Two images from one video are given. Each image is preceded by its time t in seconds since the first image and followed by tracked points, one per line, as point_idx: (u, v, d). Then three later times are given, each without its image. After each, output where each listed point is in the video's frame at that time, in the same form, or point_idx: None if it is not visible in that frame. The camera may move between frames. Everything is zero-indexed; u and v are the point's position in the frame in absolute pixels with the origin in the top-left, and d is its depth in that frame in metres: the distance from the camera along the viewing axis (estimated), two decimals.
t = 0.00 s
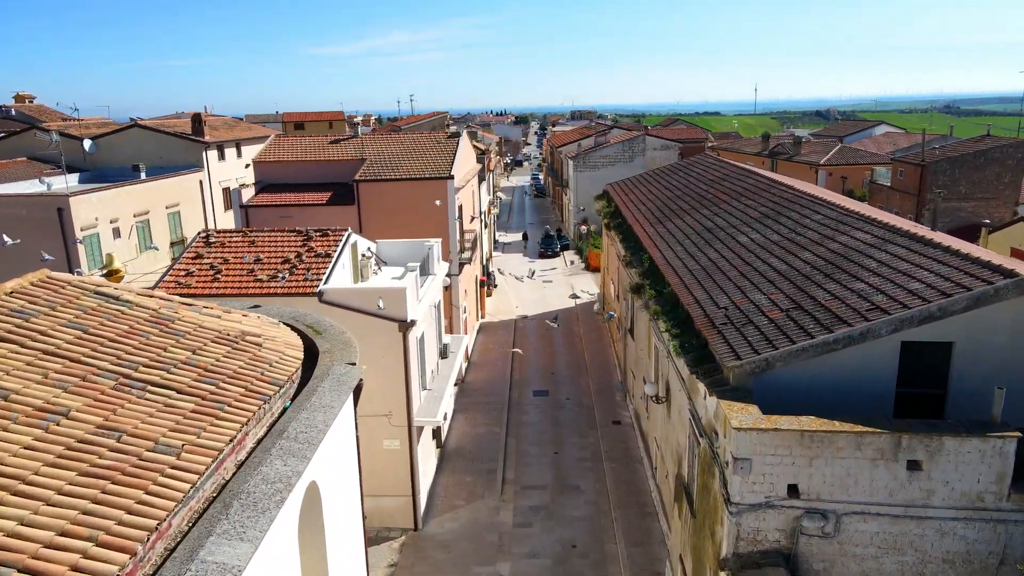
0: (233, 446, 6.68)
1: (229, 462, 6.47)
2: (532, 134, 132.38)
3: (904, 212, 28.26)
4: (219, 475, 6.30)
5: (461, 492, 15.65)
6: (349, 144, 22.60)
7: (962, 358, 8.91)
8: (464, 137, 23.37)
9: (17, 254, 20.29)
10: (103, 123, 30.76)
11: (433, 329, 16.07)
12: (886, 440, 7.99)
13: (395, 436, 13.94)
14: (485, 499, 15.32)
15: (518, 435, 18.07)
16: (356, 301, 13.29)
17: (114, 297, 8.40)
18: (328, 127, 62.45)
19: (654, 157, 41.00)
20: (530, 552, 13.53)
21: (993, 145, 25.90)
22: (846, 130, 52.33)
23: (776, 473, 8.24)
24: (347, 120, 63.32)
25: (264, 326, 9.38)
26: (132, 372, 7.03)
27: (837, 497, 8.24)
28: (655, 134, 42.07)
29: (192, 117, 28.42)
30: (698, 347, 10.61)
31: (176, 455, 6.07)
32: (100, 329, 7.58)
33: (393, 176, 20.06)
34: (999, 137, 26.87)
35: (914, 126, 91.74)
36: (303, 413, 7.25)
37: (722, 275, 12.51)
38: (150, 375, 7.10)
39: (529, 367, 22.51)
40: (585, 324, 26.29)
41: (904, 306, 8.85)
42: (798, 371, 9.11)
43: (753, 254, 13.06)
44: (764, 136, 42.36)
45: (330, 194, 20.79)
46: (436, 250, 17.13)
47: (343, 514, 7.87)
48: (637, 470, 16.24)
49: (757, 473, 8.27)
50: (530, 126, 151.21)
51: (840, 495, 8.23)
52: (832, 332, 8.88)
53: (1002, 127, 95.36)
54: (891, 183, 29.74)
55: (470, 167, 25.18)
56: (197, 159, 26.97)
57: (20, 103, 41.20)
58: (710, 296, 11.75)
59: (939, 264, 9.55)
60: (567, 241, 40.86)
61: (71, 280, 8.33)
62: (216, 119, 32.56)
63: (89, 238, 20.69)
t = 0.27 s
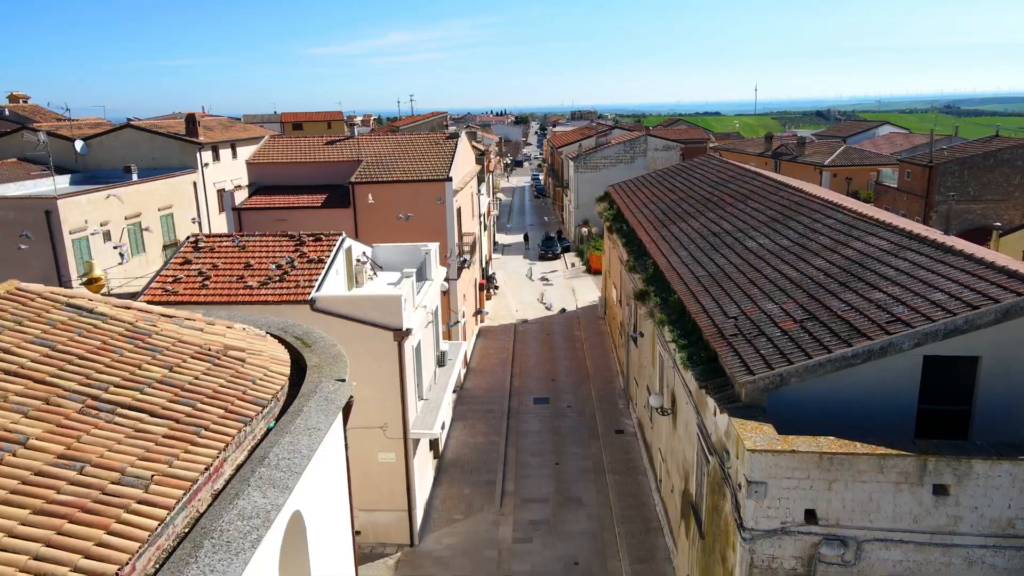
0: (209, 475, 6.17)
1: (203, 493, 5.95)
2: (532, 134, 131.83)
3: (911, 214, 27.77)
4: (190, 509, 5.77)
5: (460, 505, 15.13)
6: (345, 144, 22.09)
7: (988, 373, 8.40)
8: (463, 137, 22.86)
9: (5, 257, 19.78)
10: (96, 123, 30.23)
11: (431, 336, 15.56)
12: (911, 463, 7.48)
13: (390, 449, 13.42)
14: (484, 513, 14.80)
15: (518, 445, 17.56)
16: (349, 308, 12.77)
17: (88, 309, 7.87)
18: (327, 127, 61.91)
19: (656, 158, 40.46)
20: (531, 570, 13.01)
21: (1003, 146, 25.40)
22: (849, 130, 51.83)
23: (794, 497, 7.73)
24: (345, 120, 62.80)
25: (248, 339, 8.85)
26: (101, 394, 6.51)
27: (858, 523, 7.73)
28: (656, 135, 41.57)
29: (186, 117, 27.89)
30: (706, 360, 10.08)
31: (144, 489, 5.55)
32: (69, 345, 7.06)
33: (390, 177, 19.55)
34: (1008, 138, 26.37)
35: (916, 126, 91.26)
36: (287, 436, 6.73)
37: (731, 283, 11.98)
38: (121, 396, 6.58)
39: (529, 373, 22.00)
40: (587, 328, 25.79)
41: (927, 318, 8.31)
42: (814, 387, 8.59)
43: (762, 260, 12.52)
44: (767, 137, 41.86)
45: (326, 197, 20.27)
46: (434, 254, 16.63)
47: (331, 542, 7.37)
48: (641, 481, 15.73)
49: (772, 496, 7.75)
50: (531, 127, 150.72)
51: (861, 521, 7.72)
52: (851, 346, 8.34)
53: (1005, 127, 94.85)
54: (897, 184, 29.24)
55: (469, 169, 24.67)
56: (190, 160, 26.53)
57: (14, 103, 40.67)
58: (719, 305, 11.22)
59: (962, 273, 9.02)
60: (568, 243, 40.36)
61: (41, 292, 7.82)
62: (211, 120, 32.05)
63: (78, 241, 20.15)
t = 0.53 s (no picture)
0: (182, 510, 5.69)
1: (173, 530, 5.47)
2: (533, 134, 131.32)
3: (918, 216, 27.30)
4: (158, 548, 5.28)
5: (458, 519, 14.67)
6: (341, 146, 21.62)
7: (1015, 391, 7.94)
8: (461, 139, 22.39)
9: None
10: (89, 124, 29.76)
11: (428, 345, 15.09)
12: (937, 490, 7.01)
13: (385, 463, 12.95)
14: (483, 528, 14.34)
15: (518, 456, 17.09)
16: (343, 317, 12.30)
17: (60, 324, 7.39)
18: (325, 127, 61.43)
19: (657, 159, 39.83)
20: None
21: (1012, 147, 24.94)
22: (852, 131, 51.39)
23: (811, 524, 7.25)
24: (344, 121, 62.34)
25: (233, 355, 8.37)
26: (67, 419, 6.03)
27: (880, 553, 7.26)
28: (658, 136, 41.10)
29: (180, 118, 27.42)
30: (715, 374, 9.61)
31: (109, 528, 5.07)
32: (35, 365, 6.57)
33: (386, 180, 19.08)
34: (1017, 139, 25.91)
35: (919, 127, 90.78)
36: (269, 464, 6.25)
37: (739, 292, 11.51)
38: (89, 422, 6.09)
39: (529, 379, 21.55)
40: (587, 333, 25.33)
41: (952, 333, 7.84)
42: (830, 406, 8.13)
43: (771, 268, 12.05)
44: (770, 138, 41.39)
45: (321, 200, 19.80)
46: (431, 260, 16.17)
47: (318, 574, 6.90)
48: (644, 494, 15.27)
49: (788, 524, 7.27)
50: (531, 127, 150.30)
51: (883, 551, 7.24)
52: (870, 362, 7.87)
53: (1008, 127, 94.36)
54: (903, 186, 28.78)
55: (468, 171, 24.20)
56: (184, 162, 26.29)
57: (7, 103, 40.16)
58: (728, 316, 10.74)
59: (987, 285, 8.55)
60: (569, 245, 39.90)
61: (10, 306, 7.35)
62: (206, 120, 31.58)
63: (67, 245, 19.68)
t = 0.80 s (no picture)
0: (161, 532, 5.37)
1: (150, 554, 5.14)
2: (533, 134, 130.98)
3: (923, 217, 26.98)
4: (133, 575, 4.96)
5: (456, 528, 14.35)
6: (339, 146, 21.32)
7: None
8: (461, 139, 22.06)
9: None
10: (85, 124, 29.45)
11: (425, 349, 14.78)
12: (957, 507, 6.70)
13: (382, 471, 12.62)
14: (482, 537, 14.01)
15: (517, 462, 16.77)
16: (338, 322, 11.98)
17: (38, 333, 7.07)
18: (324, 127, 61.12)
19: (658, 159, 39.56)
20: None
21: (1019, 148, 24.63)
22: (854, 131, 51.09)
23: (824, 543, 6.92)
24: (343, 121, 62.03)
25: (221, 364, 8.04)
26: (40, 435, 5.70)
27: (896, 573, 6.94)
28: (659, 136, 40.77)
29: (176, 118, 27.10)
30: (722, 382, 9.28)
31: (80, 556, 4.75)
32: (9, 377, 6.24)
33: (384, 181, 18.76)
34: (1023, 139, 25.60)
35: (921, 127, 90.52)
36: (255, 481, 5.93)
37: (745, 297, 11.17)
38: (64, 438, 5.76)
39: (529, 383, 21.23)
40: (588, 336, 25.02)
41: (970, 342, 7.51)
42: (842, 418, 7.80)
43: (778, 272, 11.72)
44: (772, 138, 41.06)
45: (317, 201, 19.48)
46: (429, 263, 15.86)
47: None
48: (647, 502, 14.95)
49: (800, 542, 6.95)
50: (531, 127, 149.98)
51: (899, 570, 6.93)
52: (885, 373, 7.54)
53: (1010, 127, 94.03)
54: (908, 186, 28.49)
55: (467, 172, 23.86)
56: (181, 162, 25.98)
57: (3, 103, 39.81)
58: (734, 322, 10.41)
59: (1005, 292, 8.22)
60: (569, 246, 39.60)
61: None
62: (203, 120, 31.26)
63: (60, 247, 19.36)
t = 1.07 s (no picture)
0: (147, 543, 5.16)
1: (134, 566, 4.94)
2: (533, 134, 130.83)
3: (926, 217, 26.80)
4: None
5: (455, 532, 14.15)
6: (337, 146, 21.13)
7: None
8: (460, 139, 21.87)
9: None
10: (82, 123, 29.26)
11: (423, 351, 14.60)
12: (969, 516, 6.50)
13: (379, 475, 12.42)
14: (481, 541, 13.81)
15: (517, 465, 16.57)
16: (335, 323, 11.78)
17: (24, 336, 6.87)
18: (323, 127, 60.95)
19: (658, 159, 39.39)
20: None
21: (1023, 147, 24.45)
22: (856, 130, 50.90)
23: (832, 551, 6.72)
24: (342, 121, 61.80)
25: (213, 368, 7.83)
26: (22, 443, 5.50)
27: None
28: (660, 136, 40.59)
29: (174, 117, 26.91)
30: (726, 386, 9.08)
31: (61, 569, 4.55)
32: None
33: (382, 181, 18.56)
34: None
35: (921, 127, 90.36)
36: (245, 490, 5.72)
37: (749, 299, 10.99)
38: (48, 445, 5.55)
39: (529, 385, 21.04)
40: (589, 337, 24.83)
41: (982, 345, 7.31)
42: (850, 423, 7.61)
43: (782, 273, 11.54)
44: (773, 137, 40.87)
45: (315, 201, 19.28)
46: (427, 264, 15.68)
47: None
48: (648, 505, 14.76)
49: (807, 551, 6.75)
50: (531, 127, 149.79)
51: None
52: (895, 377, 7.35)
53: (1011, 127, 93.87)
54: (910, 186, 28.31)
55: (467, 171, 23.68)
56: (178, 162, 25.82)
57: None
58: (737, 323, 10.22)
59: (1017, 293, 8.03)
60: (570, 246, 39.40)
61: None
62: (201, 120, 31.06)
63: (55, 247, 19.15)
